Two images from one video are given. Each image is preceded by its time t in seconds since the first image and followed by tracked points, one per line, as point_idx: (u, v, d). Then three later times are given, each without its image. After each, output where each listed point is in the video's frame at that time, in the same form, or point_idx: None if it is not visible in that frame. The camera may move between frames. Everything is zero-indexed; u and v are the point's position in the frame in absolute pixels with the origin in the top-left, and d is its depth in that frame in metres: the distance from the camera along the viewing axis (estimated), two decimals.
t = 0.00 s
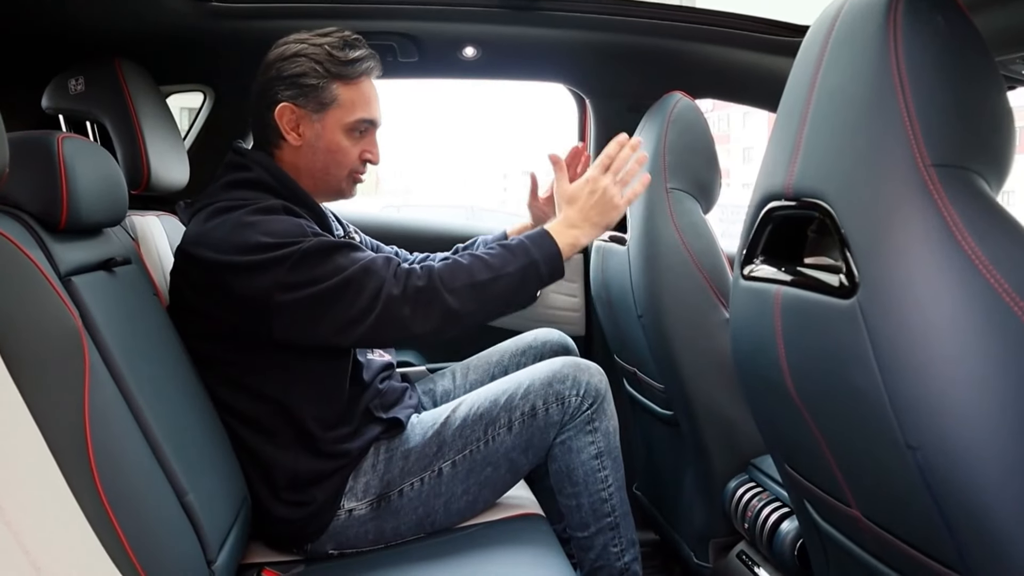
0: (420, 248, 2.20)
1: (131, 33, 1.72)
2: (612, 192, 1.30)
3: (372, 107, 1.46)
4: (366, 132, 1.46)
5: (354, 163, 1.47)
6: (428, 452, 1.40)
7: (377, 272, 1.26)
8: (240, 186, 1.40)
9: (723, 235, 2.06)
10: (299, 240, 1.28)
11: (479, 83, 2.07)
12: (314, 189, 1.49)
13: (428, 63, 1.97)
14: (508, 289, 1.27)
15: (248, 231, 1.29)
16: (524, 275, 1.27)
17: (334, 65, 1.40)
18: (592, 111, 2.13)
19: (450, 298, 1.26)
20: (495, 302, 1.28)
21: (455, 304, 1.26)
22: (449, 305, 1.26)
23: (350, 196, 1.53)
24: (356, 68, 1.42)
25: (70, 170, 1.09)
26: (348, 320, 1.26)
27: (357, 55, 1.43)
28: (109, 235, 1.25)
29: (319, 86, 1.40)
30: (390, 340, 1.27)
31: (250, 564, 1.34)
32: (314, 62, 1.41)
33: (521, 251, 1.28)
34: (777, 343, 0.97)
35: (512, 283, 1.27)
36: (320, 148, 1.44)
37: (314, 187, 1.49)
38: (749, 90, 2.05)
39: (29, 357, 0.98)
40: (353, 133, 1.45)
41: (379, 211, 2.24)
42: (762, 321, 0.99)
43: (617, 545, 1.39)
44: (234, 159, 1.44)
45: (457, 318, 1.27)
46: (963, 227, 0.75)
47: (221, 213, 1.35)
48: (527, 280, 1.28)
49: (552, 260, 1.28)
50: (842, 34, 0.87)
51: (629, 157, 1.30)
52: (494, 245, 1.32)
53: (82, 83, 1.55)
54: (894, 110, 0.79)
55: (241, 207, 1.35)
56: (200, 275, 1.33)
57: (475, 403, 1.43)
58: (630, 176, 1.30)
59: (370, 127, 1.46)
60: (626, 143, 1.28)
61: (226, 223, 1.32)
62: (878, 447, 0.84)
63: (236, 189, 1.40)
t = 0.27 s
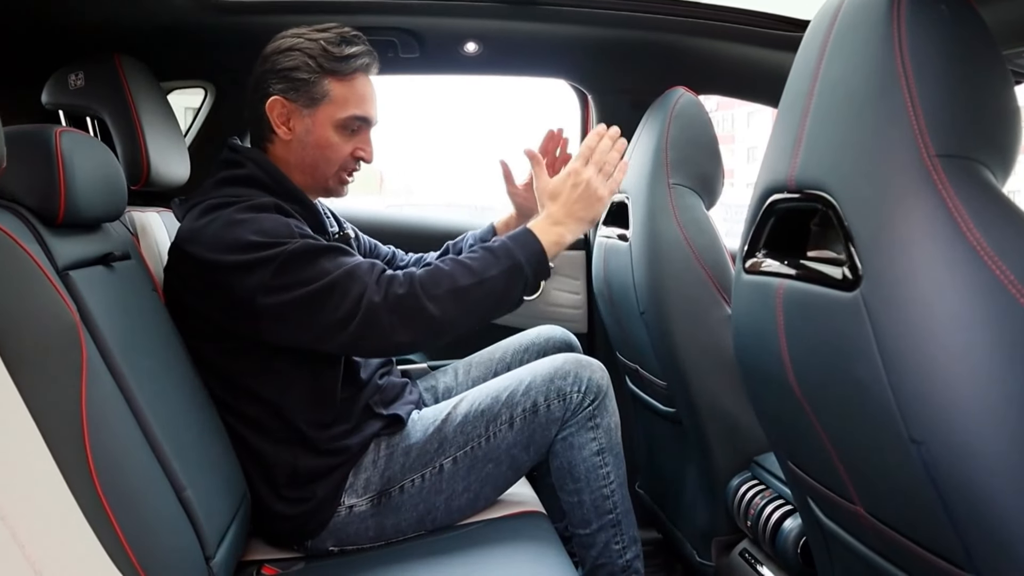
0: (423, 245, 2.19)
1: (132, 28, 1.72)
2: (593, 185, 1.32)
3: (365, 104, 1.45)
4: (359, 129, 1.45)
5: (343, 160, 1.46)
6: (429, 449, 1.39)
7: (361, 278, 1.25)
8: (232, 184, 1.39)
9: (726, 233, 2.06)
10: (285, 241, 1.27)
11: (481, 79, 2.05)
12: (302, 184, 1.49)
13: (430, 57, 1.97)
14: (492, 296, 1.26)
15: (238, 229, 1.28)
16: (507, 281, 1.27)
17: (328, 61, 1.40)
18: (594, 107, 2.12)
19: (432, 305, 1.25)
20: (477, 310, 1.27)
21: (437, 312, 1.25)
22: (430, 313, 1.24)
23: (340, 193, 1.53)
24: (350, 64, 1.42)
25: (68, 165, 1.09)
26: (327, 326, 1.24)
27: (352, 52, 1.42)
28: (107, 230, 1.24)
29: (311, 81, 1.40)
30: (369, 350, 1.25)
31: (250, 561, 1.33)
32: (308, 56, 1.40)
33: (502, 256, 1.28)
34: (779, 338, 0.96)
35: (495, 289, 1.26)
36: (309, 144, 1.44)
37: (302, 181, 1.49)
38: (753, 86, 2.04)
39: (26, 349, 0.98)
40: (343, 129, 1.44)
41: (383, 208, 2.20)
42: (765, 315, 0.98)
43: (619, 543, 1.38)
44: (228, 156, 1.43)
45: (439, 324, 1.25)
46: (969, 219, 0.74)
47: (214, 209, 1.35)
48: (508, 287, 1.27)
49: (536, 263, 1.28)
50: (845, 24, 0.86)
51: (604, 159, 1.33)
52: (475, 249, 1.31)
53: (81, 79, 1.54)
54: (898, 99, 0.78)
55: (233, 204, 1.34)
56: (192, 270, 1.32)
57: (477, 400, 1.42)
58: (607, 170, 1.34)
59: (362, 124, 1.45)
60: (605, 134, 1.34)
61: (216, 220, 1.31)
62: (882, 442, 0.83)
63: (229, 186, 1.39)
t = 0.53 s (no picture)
0: (425, 249, 2.14)
1: (132, 26, 1.72)
2: (582, 444, 1.11)
3: (318, 88, 1.43)
4: (315, 115, 1.44)
5: (306, 148, 1.45)
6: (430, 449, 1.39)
7: (311, 347, 1.20)
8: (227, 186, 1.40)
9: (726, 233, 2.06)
10: (264, 277, 1.24)
11: (482, 79, 2.06)
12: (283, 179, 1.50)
13: (430, 56, 1.97)
14: (415, 438, 1.15)
15: (218, 243, 1.27)
16: (442, 436, 1.15)
17: (279, 50, 1.42)
18: (594, 107, 2.11)
19: (359, 412, 1.17)
20: (394, 441, 1.16)
21: (358, 420, 1.17)
22: (354, 420, 1.17)
23: (320, 186, 1.49)
24: (302, 51, 1.42)
25: (68, 165, 1.09)
26: (278, 378, 1.21)
27: (305, 38, 1.42)
28: (107, 230, 1.24)
29: (265, 73, 1.44)
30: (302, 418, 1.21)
31: (250, 562, 1.33)
32: (266, 49, 1.44)
33: (463, 407, 1.17)
34: (781, 337, 0.96)
35: (426, 431, 1.15)
36: (271, 135, 1.46)
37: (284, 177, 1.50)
38: (754, 85, 2.04)
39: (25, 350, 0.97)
40: (300, 117, 1.44)
41: (383, 208, 2.16)
42: (766, 315, 0.98)
43: (620, 543, 1.39)
44: (229, 155, 1.43)
45: (355, 435, 1.17)
46: (972, 218, 0.73)
47: (211, 207, 1.34)
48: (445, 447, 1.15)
49: (481, 435, 1.14)
50: (846, 22, 0.86)
51: (621, 422, 1.12)
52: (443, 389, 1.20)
53: (81, 78, 1.53)
54: (899, 96, 0.78)
55: (230, 210, 1.33)
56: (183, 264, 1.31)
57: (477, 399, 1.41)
58: (617, 438, 1.12)
59: (318, 110, 1.44)
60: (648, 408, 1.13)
61: (207, 224, 1.30)
62: (885, 442, 0.82)
63: (228, 187, 1.39)
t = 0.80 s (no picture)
0: (424, 247, 2.14)
1: (132, 26, 1.71)
2: (558, 474, 1.15)
3: (323, 91, 1.42)
4: (319, 117, 1.44)
5: (308, 149, 1.44)
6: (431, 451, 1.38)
7: (290, 371, 1.21)
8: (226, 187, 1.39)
9: (727, 233, 2.06)
10: (252, 294, 1.24)
11: (481, 78, 2.06)
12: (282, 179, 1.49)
13: (430, 56, 1.97)
14: (384, 466, 1.19)
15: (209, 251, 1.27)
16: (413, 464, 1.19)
17: (284, 50, 1.42)
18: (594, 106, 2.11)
19: (336, 439, 1.20)
20: (364, 466, 1.19)
21: (331, 445, 1.19)
22: (329, 446, 1.20)
23: (320, 188, 1.49)
24: (308, 51, 1.41)
25: (68, 164, 1.08)
26: (261, 396, 1.23)
27: (311, 39, 1.42)
28: (107, 229, 1.23)
29: (269, 72, 1.44)
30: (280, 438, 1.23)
31: (250, 562, 1.33)
32: (271, 49, 1.43)
33: (441, 432, 1.20)
34: (783, 338, 0.96)
35: (396, 458, 1.19)
36: (272, 134, 1.45)
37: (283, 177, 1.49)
38: (754, 85, 2.04)
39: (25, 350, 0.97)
40: (303, 117, 1.43)
41: (383, 208, 2.16)
42: (768, 315, 0.98)
43: (621, 546, 1.39)
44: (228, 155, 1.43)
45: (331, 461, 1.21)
46: (975, 219, 0.73)
47: (211, 208, 1.34)
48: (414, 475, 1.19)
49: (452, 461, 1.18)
50: (849, 22, 0.86)
51: (597, 454, 1.16)
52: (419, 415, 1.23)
53: (81, 77, 1.53)
54: (903, 95, 0.78)
55: (228, 215, 1.32)
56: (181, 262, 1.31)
57: (478, 402, 1.41)
58: (593, 471, 1.15)
59: (321, 111, 1.43)
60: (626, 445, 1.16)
61: (201, 228, 1.30)
62: (887, 442, 0.82)
63: (227, 188, 1.39)
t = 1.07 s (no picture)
0: (424, 246, 2.13)
1: (131, 24, 1.71)
2: (555, 401, 1.33)
3: (351, 97, 1.43)
4: (345, 122, 1.44)
5: (334, 155, 1.45)
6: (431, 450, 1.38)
7: (295, 375, 1.22)
8: (222, 186, 1.39)
9: (728, 234, 2.06)
10: (254, 299, 1.24)
11: (481, 77, 2.07)
12: (293, 182, 1.48)
13: (429, 55, 1.97)
14: (403, 440, 1.26)
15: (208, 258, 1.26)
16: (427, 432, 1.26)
17: (309, 55, 1.39)
18: (593, 105, 2.11)
19: (349, 433, 1.24)
20: (383, 448, 1.26)
21: (348, 437, 1.24)
22: (346, 440, 1.24)
23: (333, 187, 1.52)
24: (332, 57, 1.40)
25: (69, 163, 1.08)
26: (264, 402, 1.23)
27: (335, 44, 1.40)
28: (108, 228, 1.23)
29: (293, 77, 1.39)
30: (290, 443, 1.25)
31: (251, 562, 1.33)
32: (290, 51, 1.39)
33: (440, 395, 1.28)
34: (787, 335, 0.96)
35: (412, 433, 1.26)
36: (295, 140, 1.43)
37: (293, 179, 1.49)
38: (753, 83, 2.05)
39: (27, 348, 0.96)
40: (331, 124, 1.43)
41: (382, 207, 2.16)
42: (771, 312, 0.98)
43: (622, 545, 1.38)
44: (219, 156, 1.42)
45: (347, 454, 1.25)
46: (979, 216, 0.74)
47: (209, 209, 1.33)
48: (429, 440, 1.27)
49: (463, 418, 1.27)
50: (852, 21, 0.86)
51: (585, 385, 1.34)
52: (415, 384, 1.30)
53: (80, 76, 1.53)
54: (905, 93, 0.78)
55: (226, 218, 1.31)
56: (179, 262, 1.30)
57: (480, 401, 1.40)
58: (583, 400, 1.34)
59: (349, 117, 1.44)
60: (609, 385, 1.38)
61: (199, 233, 1.28)
62: (891, 437, 0.83)
63: (220, 189, 1.38)
